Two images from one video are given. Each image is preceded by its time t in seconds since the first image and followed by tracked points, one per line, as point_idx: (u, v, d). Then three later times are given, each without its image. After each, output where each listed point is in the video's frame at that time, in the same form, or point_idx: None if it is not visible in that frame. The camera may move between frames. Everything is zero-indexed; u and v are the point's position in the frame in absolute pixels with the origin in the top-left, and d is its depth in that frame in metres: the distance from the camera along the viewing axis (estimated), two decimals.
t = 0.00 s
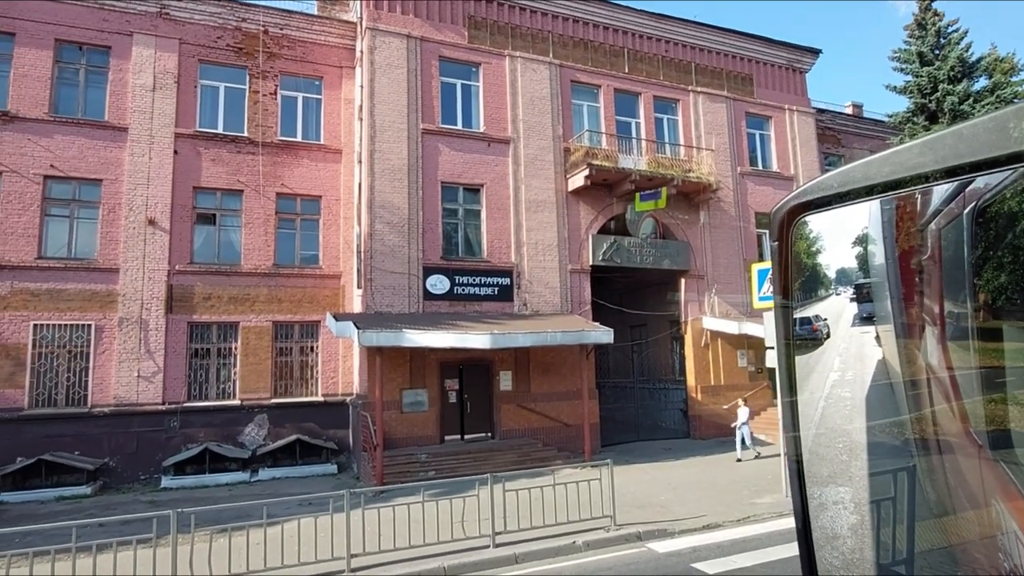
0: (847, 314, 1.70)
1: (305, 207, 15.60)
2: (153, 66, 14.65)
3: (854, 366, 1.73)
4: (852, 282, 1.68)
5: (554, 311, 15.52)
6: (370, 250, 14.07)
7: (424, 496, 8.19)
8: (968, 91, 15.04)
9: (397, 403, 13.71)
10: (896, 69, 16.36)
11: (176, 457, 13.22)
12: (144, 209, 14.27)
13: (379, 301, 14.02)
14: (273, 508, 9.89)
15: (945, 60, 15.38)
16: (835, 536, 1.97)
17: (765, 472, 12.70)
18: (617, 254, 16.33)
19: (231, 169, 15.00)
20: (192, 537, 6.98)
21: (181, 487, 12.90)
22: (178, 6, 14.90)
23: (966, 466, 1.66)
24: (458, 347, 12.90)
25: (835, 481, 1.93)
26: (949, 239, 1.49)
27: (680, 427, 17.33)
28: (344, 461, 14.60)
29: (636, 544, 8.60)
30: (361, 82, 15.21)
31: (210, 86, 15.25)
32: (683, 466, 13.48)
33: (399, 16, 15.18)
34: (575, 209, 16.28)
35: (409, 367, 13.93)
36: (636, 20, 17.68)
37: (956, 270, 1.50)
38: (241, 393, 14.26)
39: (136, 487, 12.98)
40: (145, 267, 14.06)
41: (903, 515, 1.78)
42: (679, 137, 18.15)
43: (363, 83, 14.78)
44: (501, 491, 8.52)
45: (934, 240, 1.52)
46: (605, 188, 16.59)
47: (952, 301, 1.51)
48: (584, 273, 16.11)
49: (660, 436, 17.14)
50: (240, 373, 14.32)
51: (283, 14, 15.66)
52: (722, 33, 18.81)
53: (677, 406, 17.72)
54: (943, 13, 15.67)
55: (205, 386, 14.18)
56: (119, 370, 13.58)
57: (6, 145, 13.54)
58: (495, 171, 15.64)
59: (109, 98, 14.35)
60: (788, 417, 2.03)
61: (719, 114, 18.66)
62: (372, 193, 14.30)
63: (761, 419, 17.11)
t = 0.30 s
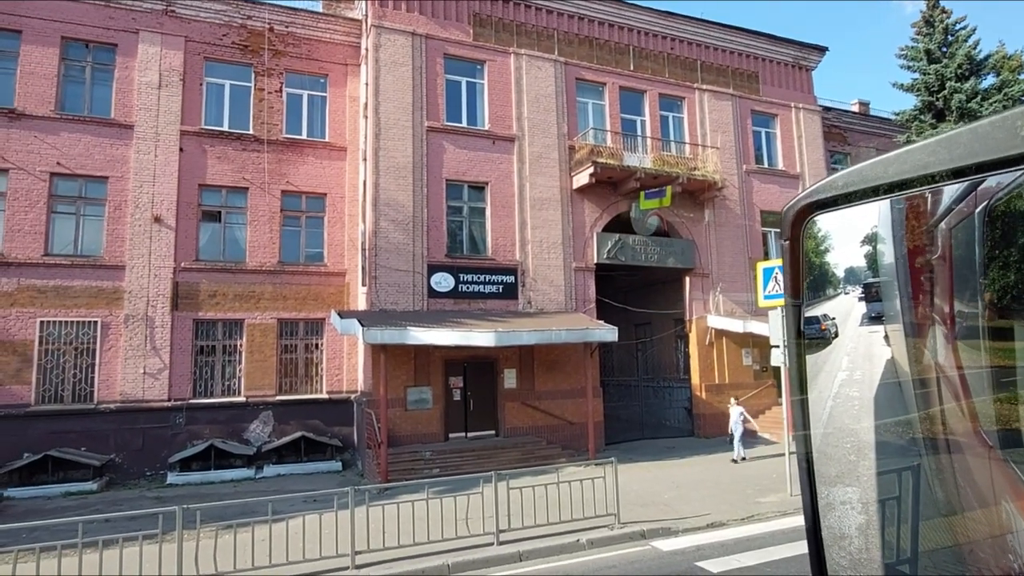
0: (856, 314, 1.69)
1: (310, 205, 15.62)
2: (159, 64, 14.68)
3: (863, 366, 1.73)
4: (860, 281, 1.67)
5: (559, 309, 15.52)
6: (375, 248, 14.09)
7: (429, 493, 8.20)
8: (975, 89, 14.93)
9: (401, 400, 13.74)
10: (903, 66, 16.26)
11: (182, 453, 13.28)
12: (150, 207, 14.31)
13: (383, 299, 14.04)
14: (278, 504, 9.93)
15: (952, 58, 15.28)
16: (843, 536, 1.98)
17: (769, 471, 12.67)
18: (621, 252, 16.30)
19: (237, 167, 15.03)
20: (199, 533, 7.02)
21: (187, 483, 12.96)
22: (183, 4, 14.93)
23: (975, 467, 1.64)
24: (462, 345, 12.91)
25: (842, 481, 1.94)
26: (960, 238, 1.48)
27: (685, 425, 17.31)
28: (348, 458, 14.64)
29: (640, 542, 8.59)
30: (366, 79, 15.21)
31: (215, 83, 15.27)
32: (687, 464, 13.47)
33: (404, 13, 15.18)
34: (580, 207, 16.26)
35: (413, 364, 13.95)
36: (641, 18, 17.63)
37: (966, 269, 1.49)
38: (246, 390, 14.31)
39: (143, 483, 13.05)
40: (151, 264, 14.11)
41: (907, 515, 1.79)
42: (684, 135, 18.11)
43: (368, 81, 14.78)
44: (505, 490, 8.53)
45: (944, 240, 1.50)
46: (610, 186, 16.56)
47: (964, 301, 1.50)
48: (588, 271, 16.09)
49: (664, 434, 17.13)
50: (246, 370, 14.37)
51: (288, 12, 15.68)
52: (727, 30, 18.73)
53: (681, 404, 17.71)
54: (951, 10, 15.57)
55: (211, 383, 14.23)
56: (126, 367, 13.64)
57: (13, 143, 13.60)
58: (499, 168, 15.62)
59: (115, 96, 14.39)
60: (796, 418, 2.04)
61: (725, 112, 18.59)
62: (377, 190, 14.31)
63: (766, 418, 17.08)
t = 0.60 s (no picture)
0: (876, 315, 1.67)
1: (325, 204, 15.73)
2: (176, 65, 14.84)
3: (883, 366, 1.69)
4: (881, 282, 1.65)
5: (572, 309, 15.49)
6: (389, 247, 14.15)
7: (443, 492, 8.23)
8: (996, 86, 14.68)
9: (415, 399, 13.78)
10: (922, 63, 16.05)
11: (199, 450, 13.42)
12: (168, 206, 14.48)
13: (397, 298, 14.09)
14: (293, 501, 10.00)
15: (972, 55, 15.05)
16: (862, 537, 1.96)
17: (784, 473, 12.56)
18: (635, 252, 16.24)
19: (253, 167, 15.16)
20: (215, 529, 7.09)
21: (204, 480, 13.10)
22: (201, 6, 15.09)
23: (999, 471, 1.63)
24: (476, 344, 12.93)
25: (861, 483, 1.91)
26: (982, 238, 1.47)
27: (699, 426, 17.22)
28: (363, 456, 14.72)
29: (654, 543, 8.56)
30: (380, 79, 15.28)
31: (232, 84, 15.41)
32: (702, 465, 13.40)
33: (418, 13, 15.22)
34: (593, 206, 16.22)
35: (427, 364, 14.00)
36: (656, 16, 17.55)
37: (988, 270, 1.48)
38: (262, 388, 14.43)
39: (160, 479, 13.21)
40: (169, 263, 14.28)
41: (926, 517, 1.77)
42: (699, 134, 18.00)
43: (383, 81, 14.85)
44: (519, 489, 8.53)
45: (967, 239, 1.49)
46: (624, 185, 16.51)
47: (987, 302, 1.49)
48: (602, 271, 16.04)
49: (678, 435, 17.05)
50: (262, 369, 14.50)
51: (303, 13, 15.78)
52: (743, 28, 18.58)
53: (695, 405, 17.62)
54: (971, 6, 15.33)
55: (227, 381, 14.38)
56: (144, 364, 13.81)
57: (34, 144, 13.81)
58: (513, 168, 15.62)
59: (134, 97, 14.58)
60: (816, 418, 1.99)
61: (741, 110, 18.45)
62: (391, 190, 14.37)
63: (782, 419, 16.94)
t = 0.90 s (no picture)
0: (897, 312, 1.65)
1: (340, 204, 15.83)
2: (194, 67, 15.00)
3: (903, 365, 1.70)
4: (901, 279, 1.63)
5: (586, 308, 15.45)
6: (403, 246, 14.21)
7: (457, 491, 8.25)
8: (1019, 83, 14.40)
9: (429, 398, 13.83)
10: (942, 60, 15.84)
11: (216, 447, 13.56)
12: (185, 206, 14.64)
13: (411, 297, 14.15)
14: (308, 498, 10.08)
15: (994, 51, 14.81)
16: (882, 537, 1.97)
17: (800, 474, 12.44)
18: (649, 251, 16.17)
19: (269, 167, 15.29)
20: (232, 526, 7.16)
21: (221, 476, 13.24)
22: (218, 7, 15.24)
23: None
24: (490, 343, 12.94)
25: (882, 482, 1.91)
26: (1007, 233, 1.43)
27: (714, 426, 17.10)
28: (377, 454, 14.80)
29: (668, 543, 8.52)
30: (395, 79, 15.34)
31: (249, 85, 15.56)
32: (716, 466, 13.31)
33: (432, 13, 15.26)
34: (607, 205, 16.17)
35: (441, 363, 14.03)
36: (671, 14, 17.45)
37: (1016, 266, 1.42)
38: (278, 386, 14.56)
39: (178, 476, 13.38)
40: (187, 262, 14.44)
41: (945, 519, 1.75)
42: (714, 132, 17.87)
43: (397, 81, 14.91)
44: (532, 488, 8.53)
45: (992, 236, 1.46)
46: (638, 184, 16.44)
47: (1012, 298, 1.44)
48: (616, 270, 15.99)
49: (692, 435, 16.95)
50: (277, 367, 14.63)
51: (319, 14, 15.89)
52: (759, 25, 18.42)
53: (710, 405, 17.51)
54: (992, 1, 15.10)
55: (243, 379, 14.53)
56: (162, 362, 13.98)
57: (55, 144, 14.03)
58: (527, 167, 15.61)
59: (152, 98, 14.75)
60: (838, 419, 1.99)
61: (756, 109, 18.29)
62: (405, 189, 14.43)
63: (798, 420, 16.78)
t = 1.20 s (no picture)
0: (930, 307, 1.59)
1: (363, 202, 15.98)
2: (220, 68, 15.24)
3: (939, 359, 1.64)
4: (936, 272, 1.57)
5: (608, 306, 15.37)
6: (425, 244, 14.29)
7: (478, 488, 8.26)
8: None
9: (451, 395, 13.89)
10: (975, 51, 15.40)
11: (242, 442, 13.80)
12: (212, 206, 14.90)
13: (433, 295, 14.22)
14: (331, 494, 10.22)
15: None
16: (916, 535, 1.89)
17: (827, 475, 12.24)
18: (672, 248, 16.02)
19: (293, 166, 15.48)
20: (257, 520, 7.27)
21: (247, 471, 13.45)
22: (244, 9, 15.47)
23: None
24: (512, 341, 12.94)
25: (917, 479, 1.85)
26: None
27: (738, 426, 16.90)
28: (400, 451, 14.92)
29: (691, 543, 8.43)
30: (417, 78, 15.41)
31: (273, 86, 15.76)
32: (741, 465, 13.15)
33: (454, 12, 15.31)
34: (630, 202, 16.05)
35: (462, 360, 14.08)
36: (694, 9, 17.25)
37: None
38: (303, 382, 14.77)
39: (206, 470, 13.65)
40: (214, 261, 14.70)
41: (978, 521, 1.70)
42: (738, 128, 17.63)
43: (419, 80, 14.99)
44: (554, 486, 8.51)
45: None
46: (660, 181, 16.29)
47: None
48: (638, 268, 15.87)
49: (716, 434, 16.76)
50: (302, 364, 14.83)
51: (342, 14, 16.05)
52: (785, 18, 18.11)
53: (734, 404, 17.30)
54: None
55: (269, 375, 14.75)
56: (190, 359, 14.26)
57: (87, 146, 14.37)
58: (549, 165, 15.57)
59: (180, 100, 15.03)
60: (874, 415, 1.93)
61: (782, 103, 18.00)
62: (428, 188, 14.50)
63: (825, 420, 16.49)
